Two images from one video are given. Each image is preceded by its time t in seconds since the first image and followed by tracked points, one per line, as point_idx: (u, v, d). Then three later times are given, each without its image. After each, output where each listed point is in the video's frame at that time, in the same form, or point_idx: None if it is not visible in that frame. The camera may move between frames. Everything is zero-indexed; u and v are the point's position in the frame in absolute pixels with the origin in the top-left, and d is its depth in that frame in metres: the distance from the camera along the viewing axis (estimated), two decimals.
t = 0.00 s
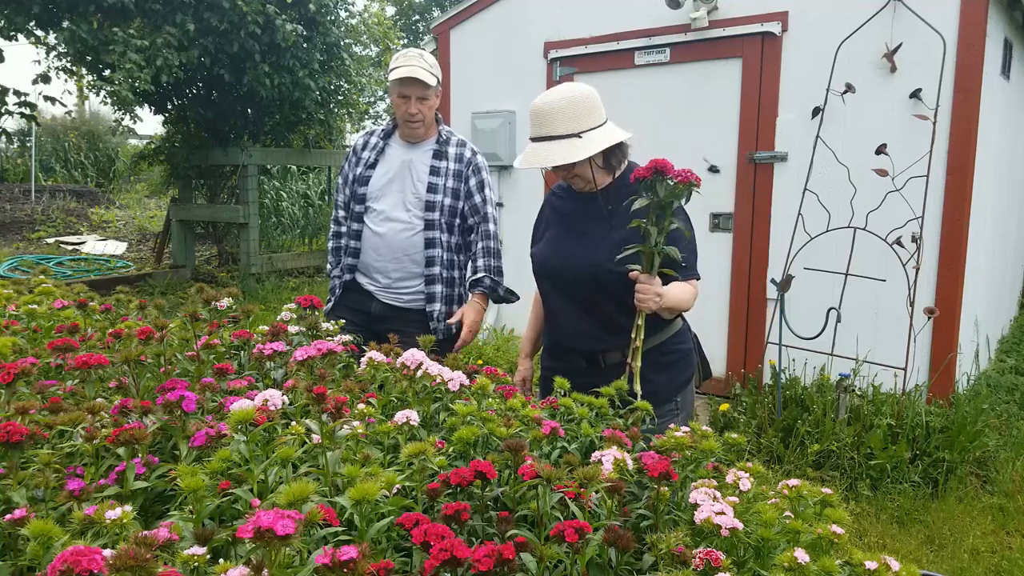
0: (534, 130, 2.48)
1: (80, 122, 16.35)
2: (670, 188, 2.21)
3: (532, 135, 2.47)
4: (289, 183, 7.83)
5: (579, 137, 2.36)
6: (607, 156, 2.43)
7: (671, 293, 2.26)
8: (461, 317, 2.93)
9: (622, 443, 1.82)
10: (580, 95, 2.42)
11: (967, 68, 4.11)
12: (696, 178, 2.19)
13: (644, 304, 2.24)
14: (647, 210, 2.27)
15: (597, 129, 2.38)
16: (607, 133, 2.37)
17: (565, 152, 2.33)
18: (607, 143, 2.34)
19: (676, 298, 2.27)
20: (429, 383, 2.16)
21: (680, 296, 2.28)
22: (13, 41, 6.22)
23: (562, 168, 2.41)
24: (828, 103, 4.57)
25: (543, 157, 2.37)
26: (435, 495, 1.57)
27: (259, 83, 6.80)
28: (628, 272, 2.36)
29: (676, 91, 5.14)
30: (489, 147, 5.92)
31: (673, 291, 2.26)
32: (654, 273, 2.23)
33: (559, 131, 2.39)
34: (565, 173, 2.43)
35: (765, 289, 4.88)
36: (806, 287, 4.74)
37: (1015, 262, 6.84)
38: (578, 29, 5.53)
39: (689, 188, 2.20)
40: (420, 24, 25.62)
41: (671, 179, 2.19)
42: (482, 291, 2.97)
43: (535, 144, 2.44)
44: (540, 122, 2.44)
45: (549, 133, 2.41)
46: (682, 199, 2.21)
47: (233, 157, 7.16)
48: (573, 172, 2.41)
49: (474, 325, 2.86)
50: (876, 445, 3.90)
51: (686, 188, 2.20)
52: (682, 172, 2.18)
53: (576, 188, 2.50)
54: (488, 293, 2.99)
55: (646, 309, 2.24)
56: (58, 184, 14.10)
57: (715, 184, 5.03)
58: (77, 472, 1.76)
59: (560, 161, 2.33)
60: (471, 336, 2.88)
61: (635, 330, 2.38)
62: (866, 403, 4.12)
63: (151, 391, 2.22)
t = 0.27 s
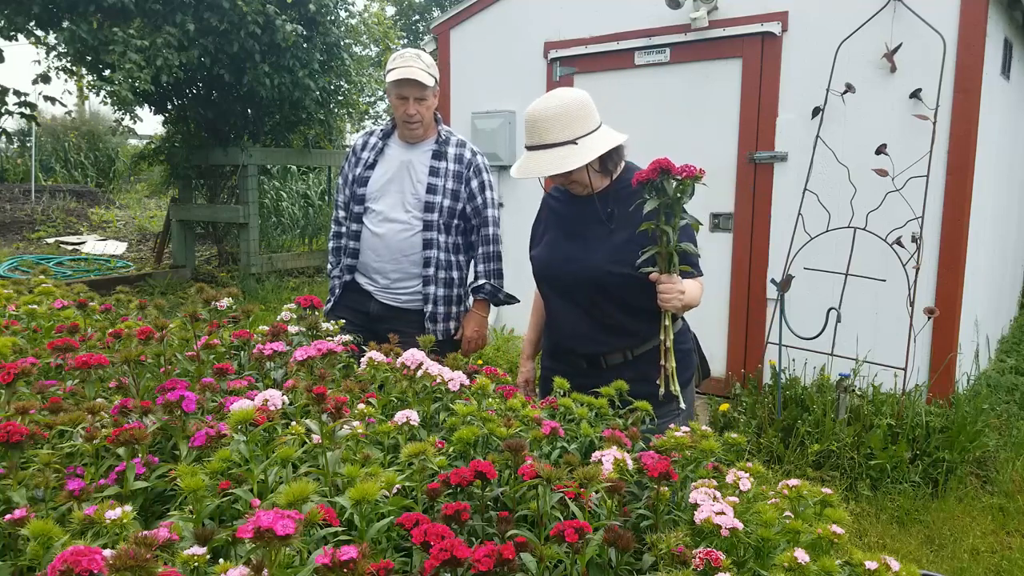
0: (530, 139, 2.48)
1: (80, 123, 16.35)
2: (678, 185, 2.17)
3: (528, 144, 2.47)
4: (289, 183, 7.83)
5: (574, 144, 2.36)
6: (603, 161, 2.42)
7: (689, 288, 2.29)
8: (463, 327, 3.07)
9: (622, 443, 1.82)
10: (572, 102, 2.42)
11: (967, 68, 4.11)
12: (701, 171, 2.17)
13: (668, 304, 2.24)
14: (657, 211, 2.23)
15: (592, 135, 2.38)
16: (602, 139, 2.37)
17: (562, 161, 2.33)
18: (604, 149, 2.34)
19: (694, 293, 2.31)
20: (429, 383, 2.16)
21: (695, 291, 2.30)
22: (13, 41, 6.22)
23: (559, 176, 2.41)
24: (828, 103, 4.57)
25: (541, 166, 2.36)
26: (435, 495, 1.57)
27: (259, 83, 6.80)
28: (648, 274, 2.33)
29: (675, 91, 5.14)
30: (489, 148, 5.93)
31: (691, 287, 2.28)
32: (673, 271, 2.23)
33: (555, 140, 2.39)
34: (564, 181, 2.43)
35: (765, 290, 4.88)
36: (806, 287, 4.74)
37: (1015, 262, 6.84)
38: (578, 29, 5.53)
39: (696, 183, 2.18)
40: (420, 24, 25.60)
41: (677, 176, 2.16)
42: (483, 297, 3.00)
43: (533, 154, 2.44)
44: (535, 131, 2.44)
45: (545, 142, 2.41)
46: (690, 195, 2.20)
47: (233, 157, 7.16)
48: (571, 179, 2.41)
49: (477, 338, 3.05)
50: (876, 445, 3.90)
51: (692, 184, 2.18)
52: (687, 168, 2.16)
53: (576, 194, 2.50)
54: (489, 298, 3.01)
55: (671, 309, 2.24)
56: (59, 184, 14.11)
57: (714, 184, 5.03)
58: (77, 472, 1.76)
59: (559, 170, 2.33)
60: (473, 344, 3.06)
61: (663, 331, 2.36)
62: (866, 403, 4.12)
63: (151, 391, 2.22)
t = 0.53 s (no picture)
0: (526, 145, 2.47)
1: (80, 123, 16.35)
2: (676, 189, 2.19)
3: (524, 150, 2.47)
4: (289, 183, 7.83)
5: (571, 149, 2.36)
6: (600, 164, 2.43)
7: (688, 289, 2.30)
8: (463, 325, 3.00)
9: (622, 443, 1.82)
10: (567, 106, 2.42)
11: (967, 68, 4.11)
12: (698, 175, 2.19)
13: (669, 308, 2.25)
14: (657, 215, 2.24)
15: (588, 138, 2.39)
16: (598, 142, 2.38)
17: (561, 166, 2.33)
18: (602, 152, 2.34)
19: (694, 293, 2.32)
20: (429, 383, 2.16)
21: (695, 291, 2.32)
22: (13, 41, 6.22)
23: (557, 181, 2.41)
24: (828, 103, 4.57)
25: (540, 173, 2.36)
26: (435, 495, 1.57)
27: (259, 83, 6.80)
28: (648, 277, 2.34)
29: (676, 91, 5.14)
30: (489, 148, 5.93)
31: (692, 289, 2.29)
32: (673, 276, 2.24)
33: (552, 146, 2.39)
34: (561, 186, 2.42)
35: (766, 290, 4.88)
36: (806, 287, 4.74)
37: (1015, 262, 6.84)
38: (578, 29, 5.53)
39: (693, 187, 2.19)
40: (420, 24, 25.59)
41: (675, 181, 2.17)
42: (484, 295, 2.98)
43: (530, 160, 2.43)
44: (530, 137, 2.43)
45: (542, 148, 2.41)
46: (687, 198, 2.21)
47: (233, 157, 7.16)
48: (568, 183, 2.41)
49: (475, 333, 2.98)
50: (876, 445, 3.90)
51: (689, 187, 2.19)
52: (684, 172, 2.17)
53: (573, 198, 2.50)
54: (489, 297, 3.00)
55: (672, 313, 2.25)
56: (59, 184, 14.11)
57: (714, 184, 5.03)
58: (77, 472, 1.76)
59: (559, 176, 2.33)
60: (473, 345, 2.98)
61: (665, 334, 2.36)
62: (866, 403, 4.12)
63: (151, 391, 2.22)
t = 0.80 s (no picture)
0: (529, 147, 2.46)
1: (80, 122, 16.34)
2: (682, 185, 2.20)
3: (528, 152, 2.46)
4: (289, 183, 7.83)
5: (579, 146, 2.36)
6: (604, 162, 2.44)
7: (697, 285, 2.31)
8: (465, 324, 2.94)
9: (622, 443, 1.82)
10: (570, 106, 2.43)
11: (967, 68, 4.11)
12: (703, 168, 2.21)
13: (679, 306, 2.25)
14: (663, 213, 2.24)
15: (594, 136, 2.40)
16: (604, 139, 2.39)
17: (571, 164, 2.33)
18: (609, 150, 2.36)
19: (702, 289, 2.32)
20: (429, 383, 2.16)
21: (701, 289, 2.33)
22: (13, 41, 6.22)
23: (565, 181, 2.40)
24: (828, 103, 4.57)
25: (550, 172, 2.34)
26: (435, 495, 1.57)
27: (259, 83, 6.80)
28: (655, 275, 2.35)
29: (676, 91, 5.14)
30: (489, 147, 5.93)
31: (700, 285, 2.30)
32: (682, 271, 2.25)
33: (559, 145, 2.38)
34: (569, 185, 2.41)
35: (765, 289, 4.88)
36: (806, 287, 4.74)
37: (1015, 262, 6.84)
38: (578, 29, 5.53)
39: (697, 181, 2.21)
40: (420, 24, 25.57)
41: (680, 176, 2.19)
42: (485, 295, 2.98)
43: (537, 160, 2.42)
44: (535, 139, 2.42)
45: (549, 147, 2.40)
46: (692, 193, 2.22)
47: (233, 157, 7.16)
48: (576, 182, 2.41)
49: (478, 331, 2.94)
50: (876, 445, 3.90)
51: (694, 182, 2.21)
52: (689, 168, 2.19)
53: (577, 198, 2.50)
54: (492, 296, 2.99)
55: (683, 310, 2.26)
56: (59, 184, 14.11)
57: (715, 184, 5.03)
58: (77, 472, 1.76)
59: (570, 174, 2.31)
60: (475, 344, 2.93)
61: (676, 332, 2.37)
62: (866, 403, 4.12)
63: (151, 391, 2.22)
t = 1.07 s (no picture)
0: (536, 146, 2.45)
1: (80, 123, 16.34)
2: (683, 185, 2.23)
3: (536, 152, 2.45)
4: (289, 183, 7.83)
5: (586, 146, 2.36)
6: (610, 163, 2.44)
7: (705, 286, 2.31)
8: (463, 327, 2.96)
9: (622, 443, 1.82)
10: (577, 106, 2.42)
11: (967, 68, 4.11)
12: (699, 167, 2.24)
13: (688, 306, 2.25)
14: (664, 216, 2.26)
15: (601, 136, 2.41)
16: (611, 139, 2.40)
17: (579, 164, 2.32)
18: (616, 150, 2.36)
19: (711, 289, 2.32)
20: (429, 383, 2.16)
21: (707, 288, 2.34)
22: (13, 41, 6.22)
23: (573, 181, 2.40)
24: (828, 103, 4.57)
25: (558, 172, 2.34)
26: (435, 495, 1.57)
27: (259, 83, 6.80)
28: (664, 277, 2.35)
29: (675, 91, 5.14)
30: (489, 147, 5.93)
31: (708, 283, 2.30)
32: (689, 272, 2.25)
33: (566, 144, 2.38)
34: (575, 185, 2.41)
35: (765, 290, 4.88)
36: (806, 287, 4.74)
37: (1015, 262, 6.84)
38: (578, 29, 5.53)
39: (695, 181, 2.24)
40: (420, 24, 25.56)
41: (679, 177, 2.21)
42: (485, 295, 2.98)
43: (544, 160, 2.41)
44: (543, 139, 2.42)
45: (556, 147, 2.39)
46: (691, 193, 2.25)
47: (233, 157, 7.16)
48: (582, 182, 2.41)
49: (476, 335, 2.94)
50: (876, 445, 3.90)
51: (693, 182, 2.23)
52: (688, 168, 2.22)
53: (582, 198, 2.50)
54: (491, 298, 2.99)
55: (692, 309, 2.26)
56: (59, 184, 14.12)
57: (714, 184, 5.03)
58: (77, 472, 1.76)
59: (578, 174, 2.31)
60: (474, 348, 2.95)
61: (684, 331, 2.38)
62: (866, 403, 4.12)
63: (151, 391, 2.22)
